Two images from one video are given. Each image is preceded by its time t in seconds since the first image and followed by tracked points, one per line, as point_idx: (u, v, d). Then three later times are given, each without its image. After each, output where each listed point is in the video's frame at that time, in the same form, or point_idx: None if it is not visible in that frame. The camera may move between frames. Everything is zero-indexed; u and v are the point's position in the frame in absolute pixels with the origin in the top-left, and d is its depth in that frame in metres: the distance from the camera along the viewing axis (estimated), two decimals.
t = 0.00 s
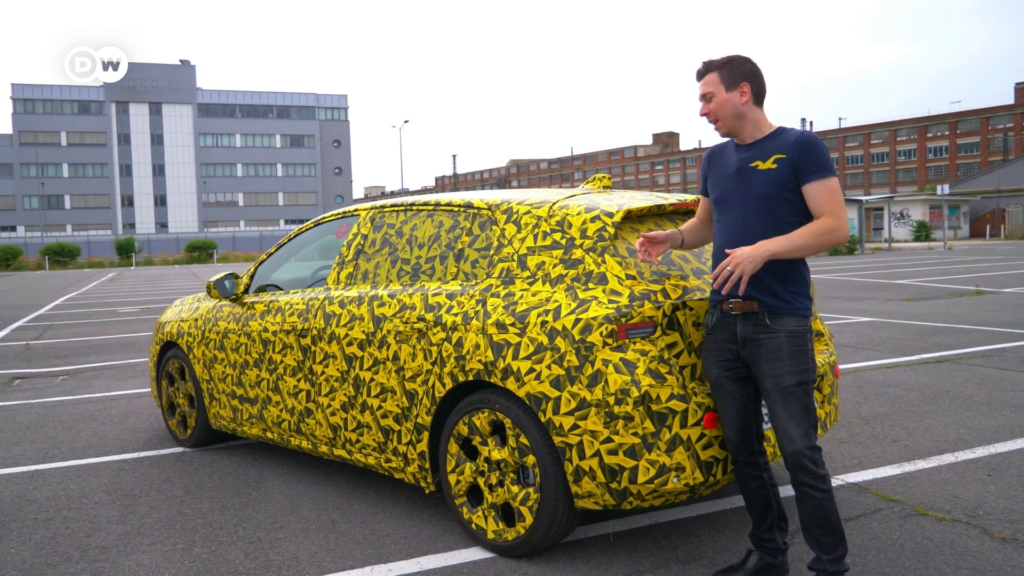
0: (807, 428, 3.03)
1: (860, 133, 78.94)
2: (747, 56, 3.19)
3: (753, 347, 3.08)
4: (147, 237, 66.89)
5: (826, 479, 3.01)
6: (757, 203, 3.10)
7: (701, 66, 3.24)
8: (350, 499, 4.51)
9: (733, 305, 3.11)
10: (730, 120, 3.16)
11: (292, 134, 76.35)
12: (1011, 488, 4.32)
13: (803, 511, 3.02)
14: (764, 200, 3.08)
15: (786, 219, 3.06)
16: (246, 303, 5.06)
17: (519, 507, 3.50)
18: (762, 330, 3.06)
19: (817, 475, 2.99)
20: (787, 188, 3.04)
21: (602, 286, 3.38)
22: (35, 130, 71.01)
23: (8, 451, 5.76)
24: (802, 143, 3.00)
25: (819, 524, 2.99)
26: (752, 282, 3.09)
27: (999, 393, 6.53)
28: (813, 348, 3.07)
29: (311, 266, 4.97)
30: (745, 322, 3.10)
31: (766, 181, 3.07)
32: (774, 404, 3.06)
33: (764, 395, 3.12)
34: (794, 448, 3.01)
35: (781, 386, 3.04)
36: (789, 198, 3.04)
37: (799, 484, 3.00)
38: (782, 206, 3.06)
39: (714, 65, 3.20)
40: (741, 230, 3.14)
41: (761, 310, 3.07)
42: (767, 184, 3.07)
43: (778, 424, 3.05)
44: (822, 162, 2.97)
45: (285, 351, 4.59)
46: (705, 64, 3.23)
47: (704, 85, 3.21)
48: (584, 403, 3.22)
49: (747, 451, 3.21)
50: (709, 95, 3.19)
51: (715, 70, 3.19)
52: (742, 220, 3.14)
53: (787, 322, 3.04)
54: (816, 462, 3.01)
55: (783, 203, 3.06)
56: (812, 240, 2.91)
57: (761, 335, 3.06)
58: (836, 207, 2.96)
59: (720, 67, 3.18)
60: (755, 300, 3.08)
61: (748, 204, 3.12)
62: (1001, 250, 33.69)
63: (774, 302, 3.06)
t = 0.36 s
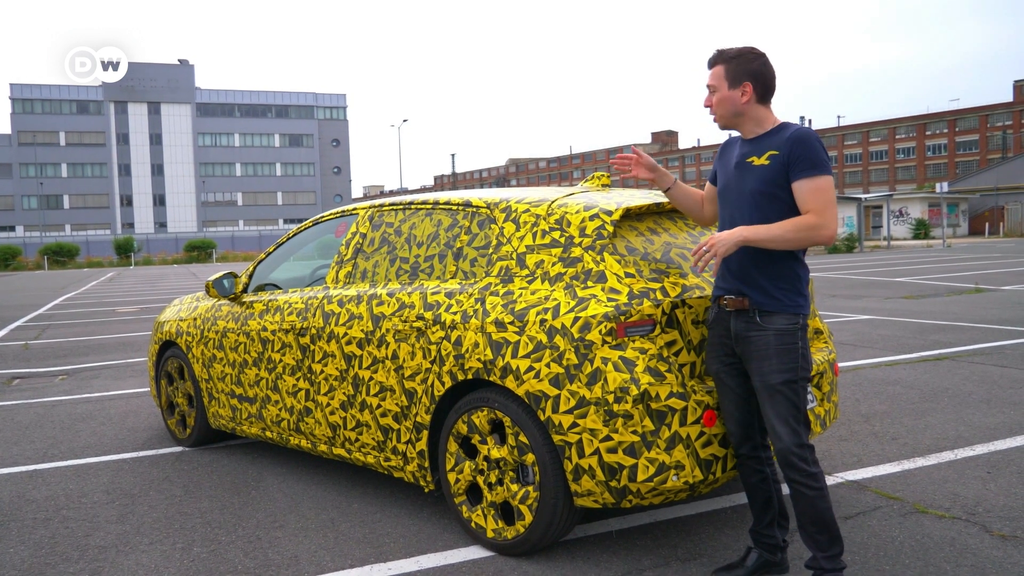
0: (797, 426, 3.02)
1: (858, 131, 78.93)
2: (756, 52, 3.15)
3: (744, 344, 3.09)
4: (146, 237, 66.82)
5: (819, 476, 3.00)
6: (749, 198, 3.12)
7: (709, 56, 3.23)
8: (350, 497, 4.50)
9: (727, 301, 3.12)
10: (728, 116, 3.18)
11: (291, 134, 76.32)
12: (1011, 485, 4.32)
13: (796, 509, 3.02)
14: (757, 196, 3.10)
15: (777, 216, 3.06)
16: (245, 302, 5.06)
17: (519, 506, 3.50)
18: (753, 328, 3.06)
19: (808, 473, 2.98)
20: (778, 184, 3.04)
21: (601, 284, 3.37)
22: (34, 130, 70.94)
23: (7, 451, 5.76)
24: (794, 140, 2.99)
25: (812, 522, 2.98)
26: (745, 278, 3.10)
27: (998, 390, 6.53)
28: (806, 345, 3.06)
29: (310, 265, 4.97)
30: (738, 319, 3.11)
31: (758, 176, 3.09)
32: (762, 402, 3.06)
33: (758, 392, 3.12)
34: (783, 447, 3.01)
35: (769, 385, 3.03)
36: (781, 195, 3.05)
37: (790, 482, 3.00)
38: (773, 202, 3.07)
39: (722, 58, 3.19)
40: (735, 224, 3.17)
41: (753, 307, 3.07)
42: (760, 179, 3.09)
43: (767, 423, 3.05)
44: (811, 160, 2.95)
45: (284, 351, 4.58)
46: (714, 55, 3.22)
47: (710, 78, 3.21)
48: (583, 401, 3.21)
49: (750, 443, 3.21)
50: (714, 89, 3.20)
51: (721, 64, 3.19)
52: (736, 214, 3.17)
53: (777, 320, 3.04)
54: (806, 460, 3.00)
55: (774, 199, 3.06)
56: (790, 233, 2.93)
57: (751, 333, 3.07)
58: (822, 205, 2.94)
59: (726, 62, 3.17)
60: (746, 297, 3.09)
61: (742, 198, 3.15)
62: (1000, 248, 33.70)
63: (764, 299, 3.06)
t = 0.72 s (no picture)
0: (797, 425, 3.02)
1: (858, 130, 78.95)
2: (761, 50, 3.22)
3: (744, 343, 3.08)
4: (145, 235, 66.80)
5: (818, 476, 3.00)
6: (752, 198, 3.11)
7: (718, 53, 3.18)
8: (348, 496, 4.50)
9: (726, 301, 3.12)
10: (750, 111, 3.14)
11: (290, 132, 76.29)
12: (1010, 484, 4.32)
13: (796, 508, 3.01)
14: (760, 195, 3.09)
15: (780, 215, 3.06)
16: (244, 300, 5.06)
17: (518, 504, 3.50)
18: (753, 327, 3.05)
19: (807, 473, 2.98)
20: (782, 184, 3.04)
21: (600, 282, 3.37)
22: (33, 128, 70.86)
23: (5, 449, 5.75)
24: (798, 139, 3.00)
25: (812, 521, 2.98)
26: (745, 277, 3.10)
27: (997, 389, 6.53)
28: (805, 344, 3.06)
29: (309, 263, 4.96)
30: (737, 318, 3.10)
31: (761, 176, 3.08)
32: (762, 401, 3.06)
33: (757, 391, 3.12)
34: (783, 446, 3.00)
35: (770, 384, 3.03)
36: (784, 194, 3.05)
37: (790, 481, 3.00)
38: (776, 201, 3.06)
39: (733, 53, 3.16)
40: (737, 224, 3.16)
41: (752, 306, 3.06)
42: (763, 178, 3.08)
43: (767, 421, 3.05)
44: (816, 159, 2.96)
45: (283, 349, 4.58)
46: (722, 51, 3.18)
47: (724, 73, 3.16)
48: (583, 399, 3.21)
49: (748, 444, 3.21)
50: (729, 84, 3.15)
51: (736, 59, 3.16)
52: (737, 214, 3.16)
53: (778, 319, 3.04)
54: (806, 459, 3.00)
55: (778, 199, 3.06)
56: (800, 233, 2.92)
57: (751, 332, 3.06)
58: (828, 204, 2.94)
59: (742, 56, 3.15)
60: (746, 296, 3.08)
61: (744, 198, 3.14)
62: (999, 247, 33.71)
63: (765, 298, 3.05)
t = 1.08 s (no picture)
0: (798, 422, 3.02)
1: (855, 128, 78.98)
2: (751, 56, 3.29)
3: (743, 341, 3.07)
4: (142, 232, 66.67)
5: (818, 473, 3.00)
6: (749, 196, 3.09)
7: (715, 49, 3.21)
8: (346, 492, 4.50)
9: (723, 300, 3.10)
10: (746, 106, 3.15)
11: (288, 128, 76.18)
12: (1006, 481, 4.33)
13: (796, 505, 3.01)
14: (759, 192, 3.07)
15: (780, 212, 3.05)
16: (241, 296, 5.05)
17: (515, 501, 3.50)
18: (753, 324, 3.05)
19: (809, 469, 2.98)
20: (780, 181, 3.04)
21: (598, 279, 3.37)
22: (30, 124, 70.67)
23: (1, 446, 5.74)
24: (797, 136, 3.01)
25: (811, 518, 2.98)
26: (743, 275, 3.08)
27: (993, 387, 6.55)
28: (804, 341, 3.07)
29: (307, 259, 4.96)
30: (735, 317, 3.09)
31: (759, 173, 3.07)
32: (763, 398, 3.05)
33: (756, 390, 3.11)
34: (786, 443, 3.00)
35: (773, 380, 3.03)
36: (783, 190, 3.04)
37: (793, 478, 2.99)
38: (775, 198, 3.05)
39: (730, 51, 3.20)
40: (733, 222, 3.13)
41: (751, 304, 3.06)
42: (761, 176, 3.07)
43: (769, 418, 3.04)
44: (816, 156, 2.98)
45: (280, 346, 4.58)
46: (719, 47, 3.21)
47: (722, 68, 3.17)
48: (580, 396, 3.21)
49: (741, 446, 3.19)
50: (727, 79, 3.17)
51: (732, 55, 3.19)
52: (733, 212, 3.12)
53: (778, 316, 3.04)
54: (807, 456, 3.00)
55: (777, 195, 3.05)
56: (807, 227, 2.92)
57: (751, 330, 3.05)
58: (828, 200, 2.97)
59: (738, 53, 3.19)
60: (744, 293, 3.07)
61: (741, 195, 3.11)
62: (996, 245, 33.77)
63: (764, 295, 3.05)
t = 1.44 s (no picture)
0: (799, 419, 3.03)
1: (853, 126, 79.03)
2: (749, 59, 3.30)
3: (742, 340, 3.07)
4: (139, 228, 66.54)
5: (818, 470, 3.00)
6: (745, 196, 3.07)
7: (717, 45, 3.20)
8: (343, 489, 4.50)
9: (721, 299, 3.09)
10: (738, 107, 3.15)
11: (286, 125, 76.09)
12: (1002, 478, 4.34)
13: (795, 503, 3.01)
14: (756, 191, 3.06)
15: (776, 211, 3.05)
16: (239, 292, 5.05)
17: (512, 497, 3.50)
18: (752, 322, 3.05)
19: (809, 466, 2.98)
20: (775, 180, 3.04)
21: (595, 276, 3.37)
22: (27, 120, 70.49)
23: None
24: (790, 135, 3.03)
25: (811, 515, 2.98)
26: (742, 273, 3.08)
27: (990, 384, 6.56)
28: (802, 339, 3.08)
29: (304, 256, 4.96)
30: (734, 316, 3.08)
31: (755, 172, 3.06)
32: (764, 395, 3.05)
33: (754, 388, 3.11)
34: (787, 440, 2.99)
35: (774, 378, 3.03)
36: (779, 189, 3.05)
37: (793, 475, 2.99)
38: (772, 196, 3.05)
39: (731, 48, 3.20)
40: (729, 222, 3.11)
41: (750, 302, 3.05)
42: (756, 176, 3.06)
43: (769, 416, 3.04)
44: (810, 154, 3.01)
45: (278, 342, 4.57)
46: (720, 45, 3.21)
47: (721, 65, 3.18)
48: (578, 393, 3.21)
49: (736, 447, 3.19)
50: (724, 76, 3.17)
51: (731, 55, 3.19)
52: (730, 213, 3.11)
53: (777, 313, 3.04)
54: (808, 453, 3.00)
55: (774, 194, 3.05)
56: (802, 220, 2.94)
57: (751, 328, 3.05)
58: (822, 198, 3.00)
59: (738, 54, 3.19)
60: (743, 292, 3.07)
61: (736, 195, 3.10)
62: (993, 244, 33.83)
63: (763, 293, 3.05)
